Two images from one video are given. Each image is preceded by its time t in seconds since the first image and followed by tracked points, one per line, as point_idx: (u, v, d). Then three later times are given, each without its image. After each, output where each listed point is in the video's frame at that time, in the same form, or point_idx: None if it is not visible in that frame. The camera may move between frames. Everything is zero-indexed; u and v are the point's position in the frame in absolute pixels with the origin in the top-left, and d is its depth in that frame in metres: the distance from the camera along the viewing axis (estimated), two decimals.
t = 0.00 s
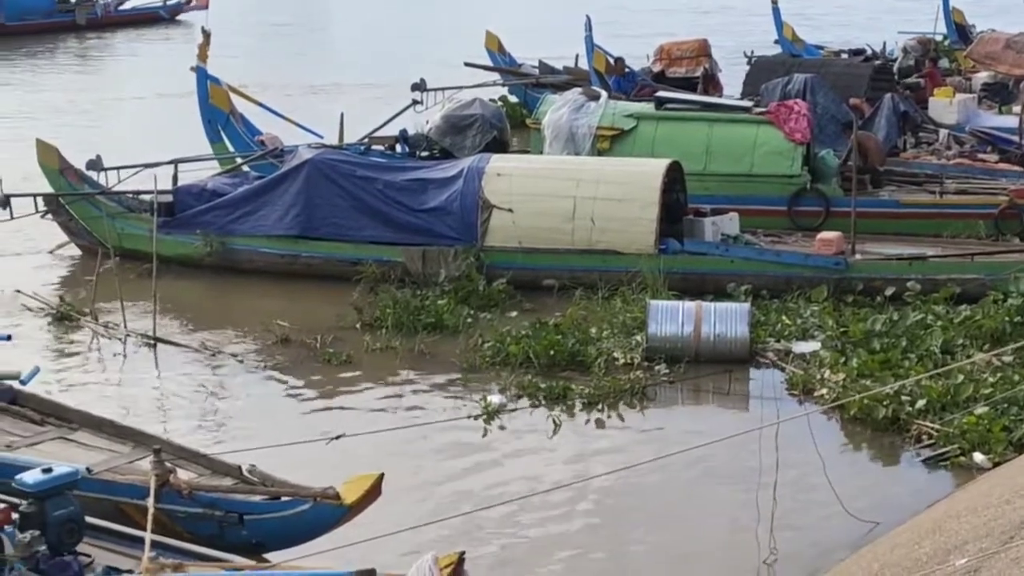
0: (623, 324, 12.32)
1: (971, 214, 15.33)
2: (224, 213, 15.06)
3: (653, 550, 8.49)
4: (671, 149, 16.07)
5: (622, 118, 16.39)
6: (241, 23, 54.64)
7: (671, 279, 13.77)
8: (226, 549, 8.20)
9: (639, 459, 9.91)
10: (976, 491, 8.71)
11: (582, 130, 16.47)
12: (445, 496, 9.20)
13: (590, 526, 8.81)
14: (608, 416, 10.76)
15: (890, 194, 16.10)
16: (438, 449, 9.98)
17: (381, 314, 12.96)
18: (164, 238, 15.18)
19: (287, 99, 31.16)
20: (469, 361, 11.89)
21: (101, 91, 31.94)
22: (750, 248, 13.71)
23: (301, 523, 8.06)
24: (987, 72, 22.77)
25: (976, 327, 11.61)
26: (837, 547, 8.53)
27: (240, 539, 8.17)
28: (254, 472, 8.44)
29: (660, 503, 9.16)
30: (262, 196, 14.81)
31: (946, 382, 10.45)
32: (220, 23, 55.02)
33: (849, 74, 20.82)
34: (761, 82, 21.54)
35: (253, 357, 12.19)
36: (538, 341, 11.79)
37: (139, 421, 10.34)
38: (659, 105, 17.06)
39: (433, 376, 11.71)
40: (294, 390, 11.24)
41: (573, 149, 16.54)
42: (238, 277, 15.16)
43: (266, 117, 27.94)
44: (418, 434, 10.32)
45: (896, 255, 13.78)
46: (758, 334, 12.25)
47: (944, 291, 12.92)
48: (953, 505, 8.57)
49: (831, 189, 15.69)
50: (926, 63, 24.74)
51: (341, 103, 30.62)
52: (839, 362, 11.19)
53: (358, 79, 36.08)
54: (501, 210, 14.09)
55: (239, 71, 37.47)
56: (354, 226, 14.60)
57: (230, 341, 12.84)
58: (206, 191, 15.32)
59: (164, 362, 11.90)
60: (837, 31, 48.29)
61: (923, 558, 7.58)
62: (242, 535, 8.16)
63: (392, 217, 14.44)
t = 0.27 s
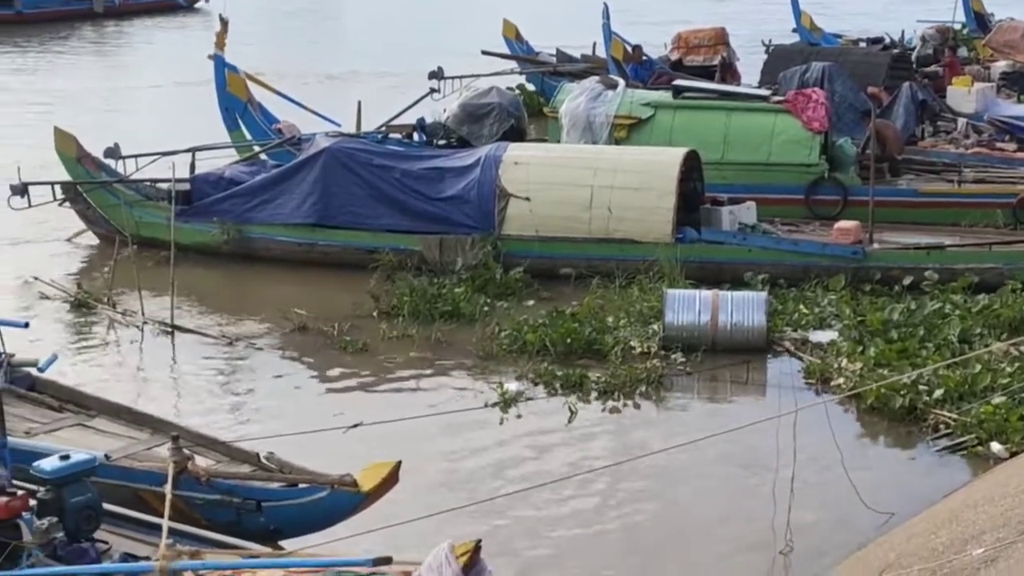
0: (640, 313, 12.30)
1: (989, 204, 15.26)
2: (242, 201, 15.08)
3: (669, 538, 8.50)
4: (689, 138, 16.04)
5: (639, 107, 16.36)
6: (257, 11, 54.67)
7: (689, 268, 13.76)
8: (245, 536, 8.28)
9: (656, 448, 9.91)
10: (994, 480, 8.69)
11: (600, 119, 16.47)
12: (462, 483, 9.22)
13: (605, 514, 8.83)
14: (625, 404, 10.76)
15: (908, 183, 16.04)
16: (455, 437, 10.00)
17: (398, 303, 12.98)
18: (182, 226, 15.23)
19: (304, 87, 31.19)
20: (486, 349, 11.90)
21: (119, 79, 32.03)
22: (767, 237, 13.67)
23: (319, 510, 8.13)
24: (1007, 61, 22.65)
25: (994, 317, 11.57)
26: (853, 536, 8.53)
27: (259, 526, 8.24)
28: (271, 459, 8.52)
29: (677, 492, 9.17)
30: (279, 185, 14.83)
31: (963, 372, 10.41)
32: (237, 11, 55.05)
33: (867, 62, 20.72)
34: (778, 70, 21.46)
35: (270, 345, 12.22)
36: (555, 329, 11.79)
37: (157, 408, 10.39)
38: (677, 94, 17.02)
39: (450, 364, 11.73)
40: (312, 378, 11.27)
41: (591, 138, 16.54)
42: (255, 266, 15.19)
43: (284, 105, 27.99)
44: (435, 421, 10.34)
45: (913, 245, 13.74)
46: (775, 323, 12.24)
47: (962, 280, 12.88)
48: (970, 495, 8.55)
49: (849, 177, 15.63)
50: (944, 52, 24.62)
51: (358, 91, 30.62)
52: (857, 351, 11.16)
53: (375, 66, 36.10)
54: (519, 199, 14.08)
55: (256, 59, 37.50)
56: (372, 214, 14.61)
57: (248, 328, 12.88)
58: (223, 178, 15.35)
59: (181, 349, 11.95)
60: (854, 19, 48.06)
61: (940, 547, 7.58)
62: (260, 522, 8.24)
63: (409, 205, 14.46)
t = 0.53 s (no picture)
0: (657, 301, 12.27)
1: (1008, 191, 15.18)
2: (259, 188, 15.09)
3: (685, 525, 8.50)
4: (707, 126, 15.99)
5: (657, 95, 16.28)
6: None
7: (706, 255, 13.72)
8: (262, 522, 8.34)
9: (672, 435, 9.90)
10: (1011, 469, 8.65)
11: (617, 107, 16.40)
12: (478, 470, 9.23)
13: (621, 500, 8.83)
14: (642, 391, 10.75)
15: (927, 171, 15.95)
16: (472, 424, 10.01)
17: (416, 290, 12.99)
18: (199, 213, 15.25)
19: (322, 74, 31.20)
20: (503, 336, 11.90)
21: (137, 65, 32.09)
22: (785, 224, 13.63)
23: (336, 497, 8.19)
24: None
25: (1013, 305, 11.51)
26: (869, 523, 8.52)
27: (276, 513, 8.30)
28: (289, 446, 8.59)
29: (693, 479, 9.17)
30: (296, 172, 14.84)
31: (981, 360, 10.37)
32: None
33: (886, 50, 20.60)
34: (797, 57, 21.37)
35: (288, 332, 12.24)
36: (572, 316, 11.78)
37: (175, 393, 10.43)
38: (695, 81, 16.97)
39: (467, 350, 11.73)
40: (329, 364, 11.28)
41: (609, 125, 16.49)
42: (273, 253, 15.21)
43: (301, 93, 28.00)
44: (451, 408, 10.34)
45: (932, 232, 13.68)
46: (792, 310, 12.21)
47: (980, 268, 12.82)
48: (987, 483, 8.53)
49: (867, 165, 15.56)
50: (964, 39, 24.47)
51: (375, 78, 30.60)
52: (874, 339, 11.12)
53: (393, 53, 36.08)
54: (536, 185, 14.06)
55: (273, 46, 37.51)
56: (389, 201, 14.61)
57: (265, 315, 12.91)
58: (241, 166, 15.40)
59: (199, 335, 11.98)
60: (873, 6, 47.82)
61: (957, 536, 7.59)
62: (277, 509, 8.30)
63: (427, 192, 14.46)
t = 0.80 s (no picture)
0: (677, 292, 12.23)
1: None
2: (279, 178, 15.09)
3: (705, 516, 8.48)
4: (728, 116, 15.95)
5: (678, 85, 16.23)
6: None
7: (726, 246, 13.68)
8: (283, 512, 8.36)
9: (692, 426, 9.87)
10: None
11: (638, 97, 16.35)
12: (498, 460, 9.23)
13: (641, 492, 8.81)
14: (662, 381, 10.73)
15: (948, 162, 15.86)
16: (492, 414, 10.00)
17: (435, 280, 12.98)
18: (219, 202, 15.27)
19: (341, 63, 31.23)
20: (522, 326, 11.89)
21: (157, 55, 32.17)
22: (805, 216, 13.57)
23: (356, 487, 8.20)
24: None
25: None
26: (890, 514, 8.48)
27: (297, 502, 8.32)
28: (309, 437, 8.61)
29: (712, 470, 9.14)
30: (316, 162, 14.83)
31: (1002, 352, 10.31)
32: None
33: (907, 40, 20.46)
34: (817, 48, 21.28)
35: (307, 321, 12.25)
36: (592, 306, 11.76)
37: (196, 382, 10.45)
38: (715, 72, 16.91)
39: (487, 340, 11.72)
40: (349, 353, 11.29)
41: (629, 115, 16.43)
42: (293, 242, 15.22)
43: (320, 83, 28.01)
44: (470, 398, 10.33)
45: (953, 223, 13.61)
46: (812, 301, 12.16)
47: (1002, 260, 12.75)
48: (1009, 475, 8.48)
49: (887, 156, 15.53)
50: (986, 29, 24.31)
51: (394, 68, 30.58)
52: (894, 330, 11.07)
53: (412, 44, 36.09)
54: (556, 176, 14.03)
55: (292, 36, 37.52)
56: (409, 191, 14.60)
57: (285, 304, 12.92)
58: (262, 156, 15.41)
59: (220, 325, 12.00)
60: None
61: (977, 527, 7.59)
62: (298, 499, 8.31)
63: (446, 182, 14.44)
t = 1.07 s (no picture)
0: (698, 284, 12.19)
1: None
2: (300, 169, 15.09)
3: (724, 509, 8.46)
4: (749, 109, 15.86)
5: (699, 78, 16.19)
6: None
7: (748, 239, 13.61)
8: (303, 505, 8.41)
9: (713, 419, 9.85)
10: None
11: (660, 89, 16.26)
12: (517, 452, 9.22)
13: (662, 485, 8.79)
14: (682, 374, 10.71)
15: (970, 155, 15.76)
16: (511, 406, 10.00)
17: (456, 272, 12.96)
18: (241, 194, 15.30)
19: (361, 56, 31.23)
20: (543, 318, 11.86)
21: (178, 47, 32.23)
22: (827, 209, 13.51)
23: (376, 479, 8.23)
24: None
25: None
26: (911, 508, 8.45)
27: (316, 495, 8.37)
28: (330, 429, 8.64)
29: (732, 462, 9.13)
30: (337, 154, 14.83)
31: None
32: None
33: (930, 32, 20.32)
34: (840, 41, 21.18)
35: (328, 313, 12.26)
36: (613, 299, 11.73)
37: (216, 374, 10.47)
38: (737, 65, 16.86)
39: (507, 332, 11.71)
40: (369, 345, 11.29)
41: (650, 108, 16.33)
42: (314, 234, 15.23)
43: (340, 75, 28.02)
44: (490, 390, 10.32)
45: (975, 217, 13.53)
46: (834, 294, 12.11)
47: None
48: None
49: (910, 150, 15.40)
50: (1010, 22, 24.13)
51: (415, 61, 30.56)
52: (916, 324, 11.01)
53: (432, 36, 36.05)
54: (577, 168, 14.00)
55: (313, 29, 37.54)
56: (430, 183, 14.58)
57: (306, 296, 12.93)
58: (283, 147, 15.41)
59: (241, 316, 12.02)
60: None
61: (998, 522, 7.60)
62: (318, 491, 8.36)
63: (467, 174, 14.42)
